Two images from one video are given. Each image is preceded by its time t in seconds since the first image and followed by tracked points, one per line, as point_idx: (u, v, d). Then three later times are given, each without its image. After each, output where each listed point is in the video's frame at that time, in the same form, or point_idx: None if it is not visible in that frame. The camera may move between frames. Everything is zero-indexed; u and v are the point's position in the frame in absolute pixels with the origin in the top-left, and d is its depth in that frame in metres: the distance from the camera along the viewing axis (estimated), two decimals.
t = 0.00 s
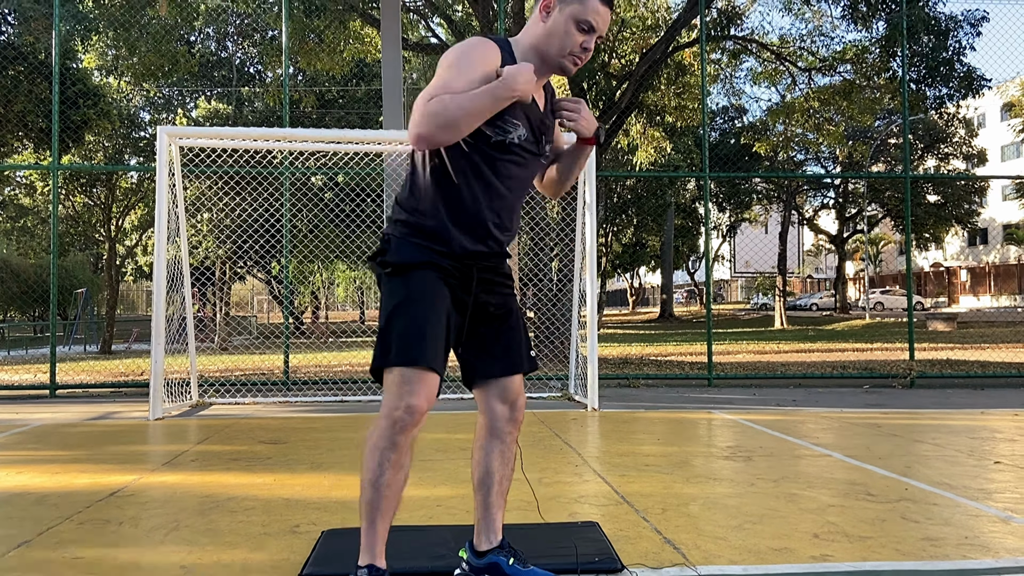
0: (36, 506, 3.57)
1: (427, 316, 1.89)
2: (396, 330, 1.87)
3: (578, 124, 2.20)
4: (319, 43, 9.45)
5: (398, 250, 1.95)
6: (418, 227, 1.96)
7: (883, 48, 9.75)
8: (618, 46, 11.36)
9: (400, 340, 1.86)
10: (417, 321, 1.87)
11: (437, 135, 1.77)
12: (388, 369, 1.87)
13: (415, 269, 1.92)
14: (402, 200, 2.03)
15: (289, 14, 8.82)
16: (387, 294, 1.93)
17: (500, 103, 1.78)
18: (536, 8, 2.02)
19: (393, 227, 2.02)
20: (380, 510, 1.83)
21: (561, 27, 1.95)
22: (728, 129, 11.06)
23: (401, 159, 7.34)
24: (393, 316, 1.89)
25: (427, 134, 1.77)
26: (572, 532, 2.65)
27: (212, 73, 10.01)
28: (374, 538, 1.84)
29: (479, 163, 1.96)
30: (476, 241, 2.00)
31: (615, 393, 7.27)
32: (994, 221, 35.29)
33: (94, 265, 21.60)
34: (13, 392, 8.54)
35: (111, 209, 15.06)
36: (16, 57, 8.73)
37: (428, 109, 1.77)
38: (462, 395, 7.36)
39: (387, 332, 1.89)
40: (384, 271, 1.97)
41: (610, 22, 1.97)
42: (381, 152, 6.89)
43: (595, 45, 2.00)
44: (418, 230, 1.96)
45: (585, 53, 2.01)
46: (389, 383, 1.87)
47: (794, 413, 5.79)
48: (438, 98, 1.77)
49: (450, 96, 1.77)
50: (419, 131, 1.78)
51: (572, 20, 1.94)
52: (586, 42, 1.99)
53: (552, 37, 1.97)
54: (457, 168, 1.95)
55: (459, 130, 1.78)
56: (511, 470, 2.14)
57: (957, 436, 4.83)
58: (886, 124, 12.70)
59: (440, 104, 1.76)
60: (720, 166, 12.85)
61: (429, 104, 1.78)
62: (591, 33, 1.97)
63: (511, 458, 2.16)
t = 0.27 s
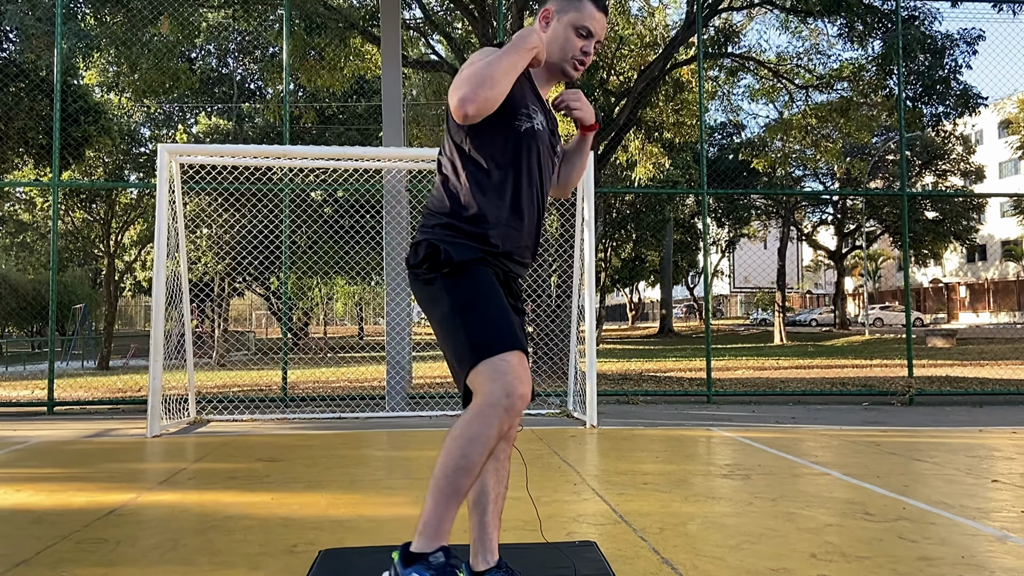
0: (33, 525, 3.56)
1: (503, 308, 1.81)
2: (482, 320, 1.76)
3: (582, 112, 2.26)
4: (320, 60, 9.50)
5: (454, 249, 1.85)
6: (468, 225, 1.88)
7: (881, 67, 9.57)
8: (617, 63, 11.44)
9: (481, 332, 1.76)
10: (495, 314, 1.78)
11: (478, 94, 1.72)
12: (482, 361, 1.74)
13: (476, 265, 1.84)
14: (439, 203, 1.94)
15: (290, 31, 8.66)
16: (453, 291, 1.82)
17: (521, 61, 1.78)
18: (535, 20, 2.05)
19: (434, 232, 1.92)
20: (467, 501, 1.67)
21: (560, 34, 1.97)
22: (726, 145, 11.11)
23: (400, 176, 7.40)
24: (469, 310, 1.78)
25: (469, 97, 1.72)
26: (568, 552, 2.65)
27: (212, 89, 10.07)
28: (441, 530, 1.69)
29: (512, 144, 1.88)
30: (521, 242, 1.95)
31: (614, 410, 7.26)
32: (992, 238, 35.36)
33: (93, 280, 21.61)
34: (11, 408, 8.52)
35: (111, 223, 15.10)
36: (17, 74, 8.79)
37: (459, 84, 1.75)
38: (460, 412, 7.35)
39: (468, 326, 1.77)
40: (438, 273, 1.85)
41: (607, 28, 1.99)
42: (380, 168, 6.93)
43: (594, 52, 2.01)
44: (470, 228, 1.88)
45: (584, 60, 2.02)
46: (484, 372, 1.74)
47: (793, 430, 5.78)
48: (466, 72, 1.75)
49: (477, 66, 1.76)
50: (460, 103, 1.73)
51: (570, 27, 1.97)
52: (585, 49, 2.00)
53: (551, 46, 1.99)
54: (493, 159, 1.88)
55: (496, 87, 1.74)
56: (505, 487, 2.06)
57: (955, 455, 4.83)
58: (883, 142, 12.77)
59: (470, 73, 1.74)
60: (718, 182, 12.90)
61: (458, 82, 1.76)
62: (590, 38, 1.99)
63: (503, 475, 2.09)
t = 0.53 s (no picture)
0: (27, 543, 3.53)
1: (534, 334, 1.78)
2: (518, 345, 1.71)
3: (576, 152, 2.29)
4: (319, 77, 9.54)
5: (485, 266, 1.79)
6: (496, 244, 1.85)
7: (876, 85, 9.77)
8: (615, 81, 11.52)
9: (514, 357, 1.70)
10: (527, 338, 1.74)
11: (488, 119, 1.74)
12: (516, 390, 1.69)
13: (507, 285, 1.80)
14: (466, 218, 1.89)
15: (290, 50, 8.89)
16: (484, 313, 1.75)
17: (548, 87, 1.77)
18: (546, 32, 2.05)
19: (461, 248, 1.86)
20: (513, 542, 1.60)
21: (575, 44, 1.99)
22: (723, 164, 11.14)
23: (399, 194, 7.41)
24: (502, 335, 1.72)
25: (477, 121, 1.75)
26: (567, 571, 2.64)
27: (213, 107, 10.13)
28: None
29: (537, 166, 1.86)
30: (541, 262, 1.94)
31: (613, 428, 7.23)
32: (990, 256, 35.41)
33: (91, 298, 21.58)
34: (6, 425, 8.48)
35: (109, 241, 15.12)
36: (17, 91, 8.97)
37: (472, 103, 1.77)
38: (458, 430, 7.32)
39: (500, 352, 1.71)
40: (468, 291, 1.79)
41: (620, 41, 2.03)
42: (380, 185, 6.95)
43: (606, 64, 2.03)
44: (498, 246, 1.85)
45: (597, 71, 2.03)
46: (515, 403, 1.69)
47: (792, 448, 5.76)
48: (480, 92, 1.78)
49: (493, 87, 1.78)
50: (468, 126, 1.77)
51: (586, 37, 1.99)
52: (598, 60, 2.02)
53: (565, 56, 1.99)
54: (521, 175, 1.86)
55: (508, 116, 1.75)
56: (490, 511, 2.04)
57: (954, 473, 4.82)
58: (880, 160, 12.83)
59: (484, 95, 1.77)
60: (716, 200, 12.95)
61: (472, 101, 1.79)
62: (603, 51, 2.01)
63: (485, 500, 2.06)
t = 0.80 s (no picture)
0: (20, 551, 3.50)
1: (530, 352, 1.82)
2: (517, 368, 1.75)
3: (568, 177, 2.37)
4: (315, 83, 9.53)
5: (487, 282, 1.79)
6: (496, 256, 1.84)
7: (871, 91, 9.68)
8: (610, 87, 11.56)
9: (513, 381, 1.74)
10: (525, 358, 1.78)
11: (506, 154, 1.67)
12: (512, 420, 1.73)
13: (507, 301, 1.81)
14: (466, 222, 1.84)
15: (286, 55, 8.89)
16: (484, 334, 1.76)
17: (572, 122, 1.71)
18: (560, 12, 1.93)
19: (460, 257, 1.83)
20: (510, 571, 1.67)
21: (593, 30, 1.90)
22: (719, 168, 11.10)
23: (394, 200, 7.39)
24: (501, 360, 1.75)
25: (494, 156, 1.67)
26: None
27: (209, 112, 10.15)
28: None
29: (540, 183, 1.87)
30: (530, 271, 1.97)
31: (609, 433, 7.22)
32: (985, 260, 35.51)
33: (86, 304, 21.52)
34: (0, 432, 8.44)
35: (105, 247, 15.10)
36: (12, 97, 8.96)
37: (493, 131, 1.66)
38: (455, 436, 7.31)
39: (499, 378, 1.74)
40: (468, 306, 1.79)
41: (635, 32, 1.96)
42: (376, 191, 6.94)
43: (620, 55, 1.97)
44: (498, 258, 1.85)
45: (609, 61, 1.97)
46: (506, 433, 1.74)
47: (788, 453, 5.76)
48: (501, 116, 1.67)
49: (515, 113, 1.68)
50: (485, 157, 1.68)
51: (606, 25, 1.91)
52: (613, 50, 1.95)
53: (582, 43, 1.90)
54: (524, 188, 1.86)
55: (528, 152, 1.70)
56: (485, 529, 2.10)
57: (951, 477, 4.83)
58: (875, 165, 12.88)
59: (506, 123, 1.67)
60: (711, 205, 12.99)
61: (491, 123, 1.68)
62: (618, 42, 1.94)
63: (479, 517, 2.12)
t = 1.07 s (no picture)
0: (13, 544, 3.49)
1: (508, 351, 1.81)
2: (499, 369, 1.74)
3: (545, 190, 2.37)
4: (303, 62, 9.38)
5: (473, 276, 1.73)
6: (481, 249, 1.78)
7: (860, 66, 9.65)
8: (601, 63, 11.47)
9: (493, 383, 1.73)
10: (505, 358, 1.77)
11: (515, 177, 1.63)
12: (490, 424, 1.73)
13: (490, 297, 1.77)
14: (453, 210, 1.76)
15: (272, 33, 8.73)
16: (466, 332, 1.73)
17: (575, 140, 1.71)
18: None
19: (446, 248, 1.75)
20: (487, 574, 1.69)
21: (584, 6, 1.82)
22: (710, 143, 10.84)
23: (383, 182, 7.35)
24: (482, 361, 1.73)
25: (505, 180, 1.63)
26: (555, 565, 2.65)
27: (195, 91, 10.07)
28: None
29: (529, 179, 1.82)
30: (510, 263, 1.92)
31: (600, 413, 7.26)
32: (972, 232, 35.76)
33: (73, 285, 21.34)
34: None
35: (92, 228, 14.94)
36: None
37: (506, 153, 1.61)
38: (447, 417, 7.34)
39: (480, 380, 1.72)
40: (452, 301, 1.73)
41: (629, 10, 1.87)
42: (366, 174, 6.89)
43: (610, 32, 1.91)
44: (482, 249, 1.79)
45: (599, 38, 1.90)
46: (482, 437, 1.74)
47: (778, 431, 5.82)
48: (513, 135, 1.61)
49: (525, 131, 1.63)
50: (496, 181, 1.63)
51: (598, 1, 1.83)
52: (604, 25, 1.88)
53: (574, 19, 1.83)
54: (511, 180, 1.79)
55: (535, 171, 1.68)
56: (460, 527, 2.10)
57: (937, 454, 4.89)
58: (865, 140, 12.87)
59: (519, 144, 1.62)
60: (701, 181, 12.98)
61: (502, 141, 1.61)
62: (610, 21, 1.87)
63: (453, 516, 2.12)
